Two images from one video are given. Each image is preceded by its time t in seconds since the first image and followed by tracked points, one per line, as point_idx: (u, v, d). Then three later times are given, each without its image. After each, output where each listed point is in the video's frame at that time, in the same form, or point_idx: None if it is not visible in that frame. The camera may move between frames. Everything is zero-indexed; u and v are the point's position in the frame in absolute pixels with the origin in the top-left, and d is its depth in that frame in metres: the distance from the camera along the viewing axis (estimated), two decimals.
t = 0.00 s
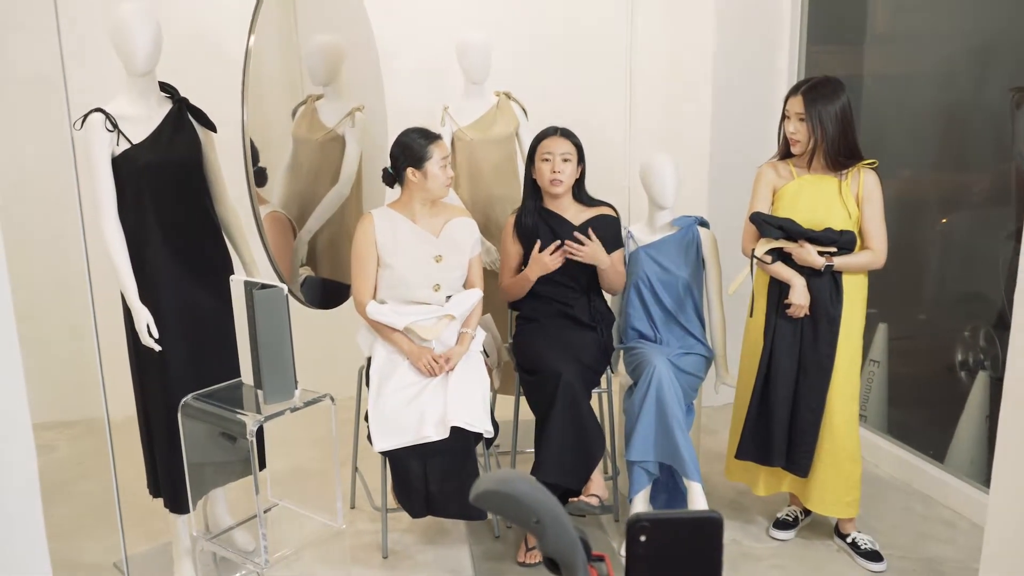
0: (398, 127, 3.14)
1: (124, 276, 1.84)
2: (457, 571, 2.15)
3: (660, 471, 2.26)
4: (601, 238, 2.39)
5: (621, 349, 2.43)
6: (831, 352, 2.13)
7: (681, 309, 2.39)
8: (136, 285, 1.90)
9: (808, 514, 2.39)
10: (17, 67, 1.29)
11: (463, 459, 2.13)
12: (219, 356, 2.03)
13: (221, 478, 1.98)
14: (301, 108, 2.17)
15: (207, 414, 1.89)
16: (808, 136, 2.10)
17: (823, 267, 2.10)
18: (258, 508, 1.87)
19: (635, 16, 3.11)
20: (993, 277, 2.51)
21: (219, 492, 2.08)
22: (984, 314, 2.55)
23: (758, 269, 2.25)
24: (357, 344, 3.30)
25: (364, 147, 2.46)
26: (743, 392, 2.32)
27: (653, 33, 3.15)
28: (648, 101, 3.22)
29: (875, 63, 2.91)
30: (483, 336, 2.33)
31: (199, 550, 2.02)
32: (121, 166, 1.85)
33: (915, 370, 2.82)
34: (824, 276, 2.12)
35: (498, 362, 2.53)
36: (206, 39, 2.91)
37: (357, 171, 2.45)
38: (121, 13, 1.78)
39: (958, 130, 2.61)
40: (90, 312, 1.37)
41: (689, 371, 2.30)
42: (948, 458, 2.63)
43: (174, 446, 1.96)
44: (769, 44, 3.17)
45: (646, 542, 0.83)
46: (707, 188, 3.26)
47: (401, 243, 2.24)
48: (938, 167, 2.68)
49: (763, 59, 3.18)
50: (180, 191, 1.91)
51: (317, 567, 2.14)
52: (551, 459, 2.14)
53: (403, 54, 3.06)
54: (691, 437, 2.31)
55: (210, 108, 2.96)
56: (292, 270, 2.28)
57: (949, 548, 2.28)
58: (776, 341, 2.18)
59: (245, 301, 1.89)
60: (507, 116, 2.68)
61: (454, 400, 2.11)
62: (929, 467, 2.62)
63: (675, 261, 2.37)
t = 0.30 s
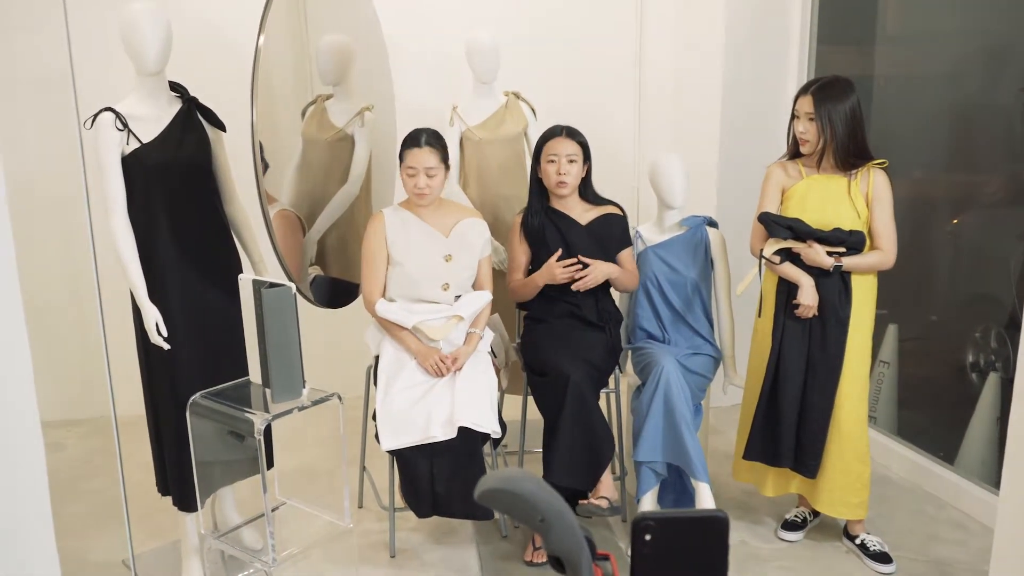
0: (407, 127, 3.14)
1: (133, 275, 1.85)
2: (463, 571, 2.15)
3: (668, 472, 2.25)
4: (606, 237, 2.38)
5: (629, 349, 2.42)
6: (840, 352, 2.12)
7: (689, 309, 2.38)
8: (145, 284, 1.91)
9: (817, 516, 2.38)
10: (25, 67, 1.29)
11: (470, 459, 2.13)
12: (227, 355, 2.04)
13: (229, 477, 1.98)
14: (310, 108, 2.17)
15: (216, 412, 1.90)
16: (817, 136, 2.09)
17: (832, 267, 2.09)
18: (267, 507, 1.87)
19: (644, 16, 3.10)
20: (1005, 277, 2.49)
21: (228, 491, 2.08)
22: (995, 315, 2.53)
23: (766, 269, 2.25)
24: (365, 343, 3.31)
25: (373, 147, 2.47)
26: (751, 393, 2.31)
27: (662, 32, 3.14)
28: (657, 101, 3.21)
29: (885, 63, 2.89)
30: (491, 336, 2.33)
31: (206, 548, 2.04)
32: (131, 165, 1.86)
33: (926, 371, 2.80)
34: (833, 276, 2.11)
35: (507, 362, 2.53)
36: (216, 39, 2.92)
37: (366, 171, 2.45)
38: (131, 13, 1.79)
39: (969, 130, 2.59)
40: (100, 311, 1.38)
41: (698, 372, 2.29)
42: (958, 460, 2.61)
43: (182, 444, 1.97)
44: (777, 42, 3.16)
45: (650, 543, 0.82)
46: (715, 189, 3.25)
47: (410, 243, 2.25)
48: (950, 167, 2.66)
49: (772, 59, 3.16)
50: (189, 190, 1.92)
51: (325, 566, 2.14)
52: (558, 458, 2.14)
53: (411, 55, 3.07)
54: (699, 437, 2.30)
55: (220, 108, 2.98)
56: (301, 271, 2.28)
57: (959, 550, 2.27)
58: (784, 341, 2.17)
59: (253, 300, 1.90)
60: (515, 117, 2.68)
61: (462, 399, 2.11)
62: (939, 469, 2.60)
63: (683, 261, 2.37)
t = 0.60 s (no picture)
0: (413, 128, 3.14)
1: (140, 275, 1.86)
2: (469, 571, 2.15)
3: (673, 473, 2.25)
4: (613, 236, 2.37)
5: (635, 349, 2.42)
6: (846, 353, 2.12)
7: (695, 310, 2.38)
8: (151, 284, 1.91)
9: (823, 517, 2.38)
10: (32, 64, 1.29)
11: (475, 459, 2.13)
12: (233, 355, 2.04)
13: (236, 477, 1.99)
14: (318, 109, 2.17)
15: (222, 413, 1.91)
16: (823, 136, 2.08)
17: (837, 267, 2.08)
18: (272, 507, 1.88)
19: (650, 16, 3.10)
20: (1013, 278, 2.47)
21: (234, 491, 2.09)
22: (1003, 316, 2.52)
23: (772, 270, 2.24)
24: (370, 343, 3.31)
25: (380, 147, 2.47)
26: (758, 393, 2.31)
27: (669, 32, 3.13)
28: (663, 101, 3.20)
29: (892, 63, 2.88)
30: (496, 337, 2.33)
31: (212, 547, 2.03)
32: (138, 166, 1.86)
33: (933, 373, 2.79)
34: (839, 276, 2.10)
35: (512, 362, 2.53)
36: (222, 40, 2.93)
37: (373, 172, 2.46)
38: (139, 15, 1.80)
39: (978, 130, 2.58)
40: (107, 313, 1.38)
41: (703, 372, 2.29)
42: (966, 461, 2.60)
43: (187, 444, 1.98)
44: (784, 42, 3.14)
45: (653, 547, 0.82)
46: (721, 189, 3.24)
47: (416, 243, 2.25)
48: (958, 167, 2.65)
49: (779, 59, 3.15)
50: (195, 190, 1.92)
51: (330, 566, 2.14)
52: (563, 459, 2.13)
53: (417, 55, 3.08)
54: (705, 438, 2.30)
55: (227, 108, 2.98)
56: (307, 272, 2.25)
57: (966, 552, 2.25)
58: (790, 342, 2.17)
59: (259, 300, 1.90)
60: (521, 117, 2.68)
61: (466, 400, 2.11)
62: (946, 470, 2.59)
63: (688, 261, 2.37)
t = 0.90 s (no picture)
0: (415, 127, 3.15)
1: (143, 274, 1.87)
2: (470, 570, 2.15)
3: (675, 473, 2.25)
4: (615, 237, 2.37)
5: (637, 349, 2.42)
6: (849, 354, 2.11)
7: (698, 311, 2.38)
8: (154, 282, 1.92)
9: (825, 517, 2.37)
10: (33, 65, 1.29)
11: (477, 459, 2.13)
12: (235, 354, 2.04)
13: (237, 478, 1.98)
14: (322, 108, 2.18)
15: (224, 412, 1.89)
16: (821, 136, 2.08)
17: (838, 268, 2.08)
18: (274, 506, 1.88)
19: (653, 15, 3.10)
20: (1016, 278, 2.47)
21: (235, 490, 2.11)
22: (1006, 316, 2.52)
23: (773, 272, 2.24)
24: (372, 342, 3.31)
25: (383, 147, 2.47)
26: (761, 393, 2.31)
27: (671, 32, 3.13)
28: (666, 101, 3.20)
29: (896, 63, 2.87)
30: (498, 337, 2.33)
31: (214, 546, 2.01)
32: (141, 165, 1.87)
33: (935, 373, 2.78)
34: (840, 276, 2.10)
35: (514, 362, 2.53)
36: (224, 39, 2.93)
37: (376, 172, 2.46)
38: (142, 14, 1.80)
39: (981, 130, 2.57)
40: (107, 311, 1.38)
41: (705, 372, 2.29)
42: (968, 461, 2.59)
43: (190, 443, 1.98)
44: (787, 42, 3.14)
45: (654, 547, 0.83)
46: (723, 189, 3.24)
47: (418, 243, 2.25)
48: (962, 166, 2.64)
49: (782, 58, 3.14)
50: (198, 190, 1.93)
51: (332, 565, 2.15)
52: (566, 459, 2.13)
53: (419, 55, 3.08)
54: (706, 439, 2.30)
55: (229, 107, 2.99)
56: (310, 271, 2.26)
57: (967, 553, 2.25)
58: (793, 342, 2.17)
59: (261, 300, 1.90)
60: (524, 117, 2.68)
61: (468, 400, 2.11)
62: (948, 471, 2.59)
63: (690, 262, 2.37)
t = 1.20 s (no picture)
0: (413, 128, 3.15)
1: (139, 274, 1.86)
2: (466, 571, 2.15)
3: (671, 473, 2.25)
4: (613, 238, 2.38)
5: (633, 350, 2.42)
6: (845, 355, 2.12)
7: (695, 311, 2.38)
8: (150, 283, 1.91)
9: (821, 517, 2.38)
10: (31, 67, 1.29)
11: (474, 459, 2.13)
12: (231, 355, 2.04)
13: (234, 479, 1.98)
14: (318, 109, 2.17)
15: (221, 412, 1.89)
16: (812, 137, 2.08)
17: (832, 270, 2.08)
18: (270, 506, 1.87)
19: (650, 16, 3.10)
20: (1012, 279, 2.48)
21: (232, 491, 2.10)
22: (1002, 317, 2.52)
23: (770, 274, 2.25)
24: (369, 342, 3.31)
25: (380, 147, 2.47)
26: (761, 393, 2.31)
27: (668, 32, 3.13)
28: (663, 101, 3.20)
29: (892, 64, 2.88)
30: (495, 338, 2.32)
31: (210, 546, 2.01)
32: (137, 166, 1.87)
33: (932, 373, 2.79)
34: (835, 278, 2.10)
35: (510, 362, 2.52)
36: (221, 39, 2.93)
37: (373, 172, 2.46)
38: (139, 14, 1.80)
39: (978, 132, 2.57)
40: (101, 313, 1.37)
41: (702, 373, 2.28)
42: (964, 462, 2.60)
43: (185, 443, 1.98)
44: (785, 43, 3.14)
45: (646, 546, 0.82)
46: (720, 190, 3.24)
47: (415, 244, 2.25)
48: (959, 167, 2.65)
49: (779, 59, 3.15)
50: (195, 190, 1.92)
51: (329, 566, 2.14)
52: (563, 460, 2.13)
53: (417, 55, 3.08)
54: (703, 440, 2.30)
55: (225, 107, 2.98)
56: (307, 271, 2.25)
57: (963, 553, 2.26)
58: (791, 343, 2.17)
59: (257, 300, 1.90)
60: (521, 117, 2.68)
61: (465, 401, 2.11)
62: (945, 471, 2.59)
63: (687, 262, 2.36)
